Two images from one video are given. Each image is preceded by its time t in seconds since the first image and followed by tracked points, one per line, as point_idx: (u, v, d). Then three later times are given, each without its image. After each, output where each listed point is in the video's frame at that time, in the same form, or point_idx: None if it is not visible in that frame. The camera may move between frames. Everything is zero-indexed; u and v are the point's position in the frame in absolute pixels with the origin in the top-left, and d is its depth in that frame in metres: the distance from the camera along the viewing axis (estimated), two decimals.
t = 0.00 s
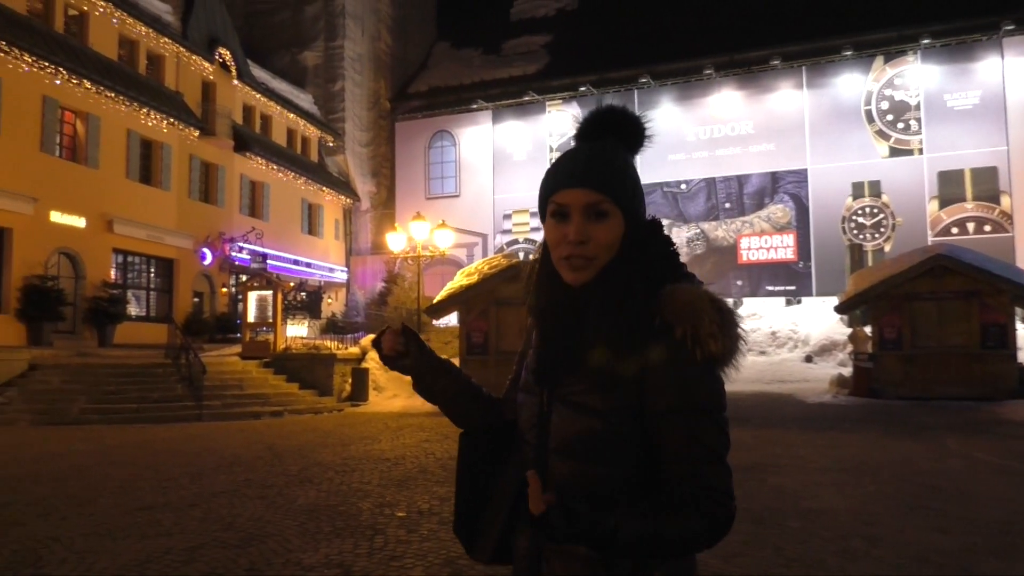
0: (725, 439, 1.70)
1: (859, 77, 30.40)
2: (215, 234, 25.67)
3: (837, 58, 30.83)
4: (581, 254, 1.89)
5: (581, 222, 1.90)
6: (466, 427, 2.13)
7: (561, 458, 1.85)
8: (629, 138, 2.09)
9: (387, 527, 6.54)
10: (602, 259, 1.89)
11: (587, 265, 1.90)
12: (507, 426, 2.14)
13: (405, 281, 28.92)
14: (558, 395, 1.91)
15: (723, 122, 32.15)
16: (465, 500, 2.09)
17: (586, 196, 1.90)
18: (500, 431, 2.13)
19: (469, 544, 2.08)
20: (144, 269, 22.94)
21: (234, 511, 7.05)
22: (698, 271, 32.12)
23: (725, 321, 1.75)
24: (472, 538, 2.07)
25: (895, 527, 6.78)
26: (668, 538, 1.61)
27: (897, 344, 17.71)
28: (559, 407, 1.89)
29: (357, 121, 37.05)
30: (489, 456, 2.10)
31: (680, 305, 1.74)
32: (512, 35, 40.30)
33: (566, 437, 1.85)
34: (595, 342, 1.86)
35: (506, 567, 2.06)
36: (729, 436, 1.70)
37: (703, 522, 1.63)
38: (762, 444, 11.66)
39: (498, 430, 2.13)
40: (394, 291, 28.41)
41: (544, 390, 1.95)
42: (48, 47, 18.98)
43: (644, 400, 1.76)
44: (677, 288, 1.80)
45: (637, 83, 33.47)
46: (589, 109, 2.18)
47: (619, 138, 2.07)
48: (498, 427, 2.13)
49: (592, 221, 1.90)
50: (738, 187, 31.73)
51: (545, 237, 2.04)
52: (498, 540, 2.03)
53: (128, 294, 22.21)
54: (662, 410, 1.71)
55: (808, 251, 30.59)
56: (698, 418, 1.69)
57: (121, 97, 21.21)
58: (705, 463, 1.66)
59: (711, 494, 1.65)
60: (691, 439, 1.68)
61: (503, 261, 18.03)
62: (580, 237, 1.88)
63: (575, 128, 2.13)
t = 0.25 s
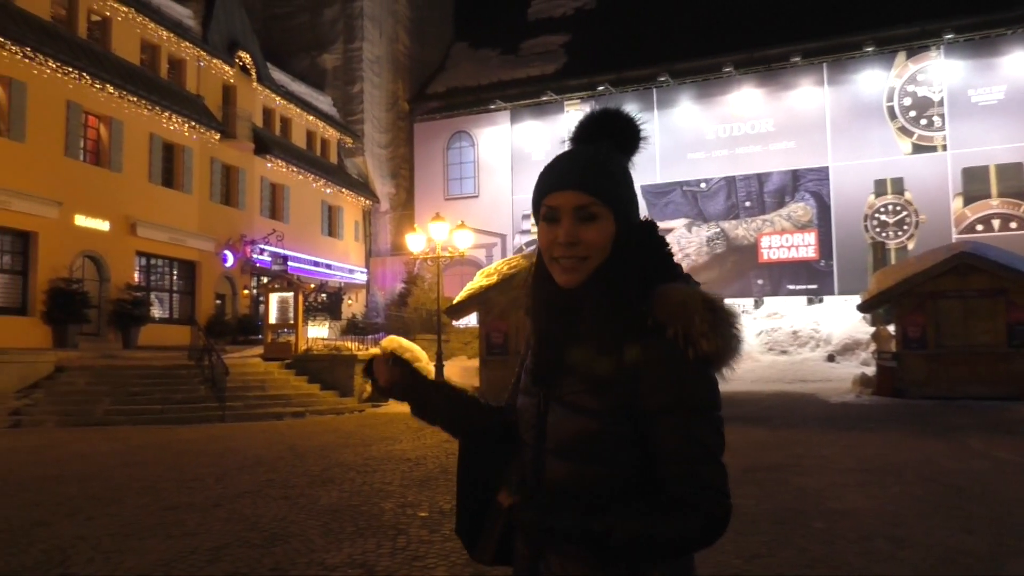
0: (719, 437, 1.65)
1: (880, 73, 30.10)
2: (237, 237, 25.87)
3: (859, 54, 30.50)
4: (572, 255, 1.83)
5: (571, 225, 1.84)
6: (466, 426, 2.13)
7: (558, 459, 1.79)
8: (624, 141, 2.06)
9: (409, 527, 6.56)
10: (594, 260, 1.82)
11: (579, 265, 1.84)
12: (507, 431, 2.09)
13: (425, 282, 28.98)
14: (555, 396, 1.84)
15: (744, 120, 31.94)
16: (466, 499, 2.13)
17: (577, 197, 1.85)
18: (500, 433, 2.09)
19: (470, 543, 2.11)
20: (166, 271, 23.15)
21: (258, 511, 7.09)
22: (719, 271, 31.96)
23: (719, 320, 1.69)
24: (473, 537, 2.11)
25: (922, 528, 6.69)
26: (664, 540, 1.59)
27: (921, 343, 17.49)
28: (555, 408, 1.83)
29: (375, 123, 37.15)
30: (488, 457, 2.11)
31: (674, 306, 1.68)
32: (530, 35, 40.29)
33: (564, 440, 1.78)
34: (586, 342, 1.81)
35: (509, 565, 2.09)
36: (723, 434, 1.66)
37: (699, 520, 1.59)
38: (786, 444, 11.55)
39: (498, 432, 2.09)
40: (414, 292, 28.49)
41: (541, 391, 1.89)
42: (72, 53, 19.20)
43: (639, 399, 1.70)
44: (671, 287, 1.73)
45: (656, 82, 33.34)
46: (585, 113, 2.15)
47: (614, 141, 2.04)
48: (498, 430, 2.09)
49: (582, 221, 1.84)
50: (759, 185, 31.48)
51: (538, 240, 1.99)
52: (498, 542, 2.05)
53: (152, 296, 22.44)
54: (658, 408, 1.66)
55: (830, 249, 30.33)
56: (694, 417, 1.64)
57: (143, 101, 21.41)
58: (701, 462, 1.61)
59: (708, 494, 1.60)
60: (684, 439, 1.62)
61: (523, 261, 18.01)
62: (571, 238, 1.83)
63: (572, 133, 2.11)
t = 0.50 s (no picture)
0: (697, 438, 1.63)
1: (902, 68, 29.76)
2: (258, 238, 26.06)
3: (881, 49, 30.16)
4: (558, 253, 1.81)
5: (559, 223, 1.83)
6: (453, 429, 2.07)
7: (541, 456, 1.75)
8: (619, 153, 2.08)
9: (431, 526, 6.59)
10: (581, 258, 1.81)
11: (566, 265, 1.82)
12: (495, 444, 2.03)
13: (444, 282, 29.03)
14: (541, 392, 1.82)
15: (764, 117, 31.70)
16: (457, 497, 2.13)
17: (565, 198, 1.84)
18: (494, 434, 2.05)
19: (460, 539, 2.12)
20: (189, 273, 23.36)
21: (282, 511, 7.14)
22: (740, 269, 31.79)
23: (700, 321, 1.61)
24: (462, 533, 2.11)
25: (949, 529, 6.59)
26: (641, 535, 1.60)
27: (946, 341, 17.26)
28: (541, 405, 1.80)
29: (394, 123, 37.21)
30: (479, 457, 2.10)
31: (655, 306, 1.61)
32: (548, 35, 40.24)
33: (545, 437, 1.75)
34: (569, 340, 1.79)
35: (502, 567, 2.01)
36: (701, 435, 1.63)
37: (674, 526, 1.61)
38: (809, 444, 11.45)
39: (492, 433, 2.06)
40: (434, 292, 28.55)
41: (530, 387, 1.87)
42: (95, 58, 19.44)
43: (620, 397, 1.67)
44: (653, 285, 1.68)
45: (675, 80, 33.19)
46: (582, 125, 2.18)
47: (609, 151, 2.06)
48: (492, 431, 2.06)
49: (569, 221, 1.83)
50: (779, 183, 31.19)
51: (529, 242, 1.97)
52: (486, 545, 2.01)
53: (175, 297, 22.67)
54: (637, 405, 1.62)
55: (851, 247, 30.06)
56: (674, 415, 1.60)
57: (164, 104, 21.63)
58: (679, 459, 1.58)
59: (683, 491, 1.59)
60: (662, 438, 1.59)
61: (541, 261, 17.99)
62: (557, 238, 1.82)
63: (567, 142, 2.12)
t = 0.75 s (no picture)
0: (677, 428, 1.62)
1: (924, 64, 29.43)
2: (278, 240, 26.22)
3: (902, 45, 29.85)
4: (546, 249, 1.82)
5: (545, 220, 1.84)
6: (432, 426, 2.02)
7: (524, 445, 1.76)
8: (603, 154, 2.06)
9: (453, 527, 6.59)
10: (568, 256, 1.81)
11: (554, 262, 1.83)
12: (471, 446, 1.98)
13: (464, 282, 29.07)
14: (527, 386, 1.83)
15: (784, 114, 31.48)
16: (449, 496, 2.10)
17: (551, 196, 1.84)
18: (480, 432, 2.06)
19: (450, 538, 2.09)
20: (211, 275, 23.58)
21: (304, 511, 7.17)
22: (760, 268, 31.58)
23: (679, 310, 1.65)
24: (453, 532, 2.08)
25: (977, 530, 6.49)
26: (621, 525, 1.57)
27: (971, 339, 17.03)
28: (527, 398, 1.81)
29: (413, 124, 37.24)
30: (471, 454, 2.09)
31: (634, 297, 1.64)
32: (566, 34, 40.19)
33: (530, 428, 1.76)
34: (550, 334, 1.80)
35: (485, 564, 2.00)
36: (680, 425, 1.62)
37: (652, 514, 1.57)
38: (832, 443, 11.33)
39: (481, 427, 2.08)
40: (454, 293, 28.60)
41: (516, 382, 1.88)
42: (118, 63, 19.66)
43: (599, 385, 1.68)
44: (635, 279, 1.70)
45: (694, 78, 33.05)
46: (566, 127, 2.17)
47: (593, 152, 2.04)
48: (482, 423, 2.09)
49: (555, 221, 1.83)
50: (800, 180, 31.00)
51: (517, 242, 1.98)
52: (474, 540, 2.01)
53: (197, 299, 22.88)
54: (618, 393, 1.62)
55: (874, 245, 29.80)
56: (651, 404, 1.60)
57: (186, 108, 21.84)
58: (655, 447, 1.57)
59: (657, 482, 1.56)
60: (639, 426, 1.58)
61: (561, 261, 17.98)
62: (546, 234, 1.82)
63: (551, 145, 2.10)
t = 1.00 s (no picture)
0: (676, 418, 1.69)
1: (948, 59, 29.02)
2: (299, 241, 26.40)
3: (925, 40, 29.48)
4: (539, 257, 1.89)
5: (538, 230, 1.90)
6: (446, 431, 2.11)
7: (529, 442, 1.82)
8: (575, 155, 2.09)
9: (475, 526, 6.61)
10: (562, 259, 1.88)
11: (548, 268, 1.90)
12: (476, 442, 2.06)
13: (484, 282, 29.08)
14: (526, 383, 1.90)
15: (805, 111, 31.24)
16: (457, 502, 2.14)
17: (540, 207, 1.91)
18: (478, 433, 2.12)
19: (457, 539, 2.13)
20: (233, 276, 23.80)
21: (327, 510, 7.23)
22: (782, 266, 31.35)
23: (675, 304, 1.73)
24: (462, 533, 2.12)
25: (1004, 531, 6.41)
26: (627, 514, 1.62)
27: (997, 338, 16.82)
28: (527, 394, 1.88)
29: (432, 125, 37.36)
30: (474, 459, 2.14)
31: (632, 293, 1.74)
32: (585, 33, 40.13)
33: (532, 422, 1.83)
34: (551, 337, 1.87)
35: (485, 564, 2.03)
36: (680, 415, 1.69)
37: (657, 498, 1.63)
38: (854, 443, 11.24)
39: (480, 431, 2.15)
40: (473, 293, 28.63)
41: (516, 379, 1.95)
42: (140, 66, 19.88)
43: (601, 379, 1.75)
44: (631, 276, 1.79)
45: (714, 76, 32.88)
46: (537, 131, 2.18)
47: (568, 157, 2.08)
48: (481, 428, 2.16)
49: (547, 228, 1.89)
50: (821, 178, 30.76)
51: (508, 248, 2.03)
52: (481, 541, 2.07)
53: (219, 300, 23.12)
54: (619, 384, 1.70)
55: (897, 242, 29.50)
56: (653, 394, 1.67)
57: (208, 111, 22.05)
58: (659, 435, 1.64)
59: (663, 469, 1.63)
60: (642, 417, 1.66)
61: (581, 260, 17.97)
62: (538, 243, 1.89)
63: (526, 153, 2.12)
